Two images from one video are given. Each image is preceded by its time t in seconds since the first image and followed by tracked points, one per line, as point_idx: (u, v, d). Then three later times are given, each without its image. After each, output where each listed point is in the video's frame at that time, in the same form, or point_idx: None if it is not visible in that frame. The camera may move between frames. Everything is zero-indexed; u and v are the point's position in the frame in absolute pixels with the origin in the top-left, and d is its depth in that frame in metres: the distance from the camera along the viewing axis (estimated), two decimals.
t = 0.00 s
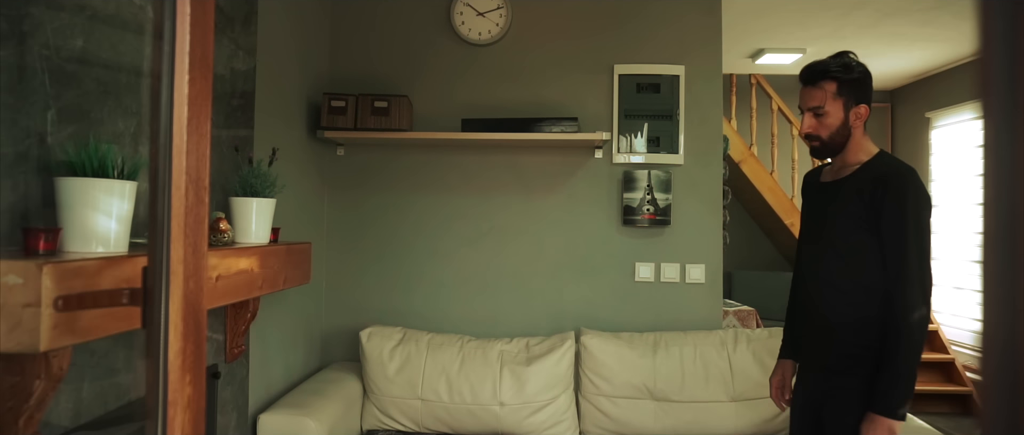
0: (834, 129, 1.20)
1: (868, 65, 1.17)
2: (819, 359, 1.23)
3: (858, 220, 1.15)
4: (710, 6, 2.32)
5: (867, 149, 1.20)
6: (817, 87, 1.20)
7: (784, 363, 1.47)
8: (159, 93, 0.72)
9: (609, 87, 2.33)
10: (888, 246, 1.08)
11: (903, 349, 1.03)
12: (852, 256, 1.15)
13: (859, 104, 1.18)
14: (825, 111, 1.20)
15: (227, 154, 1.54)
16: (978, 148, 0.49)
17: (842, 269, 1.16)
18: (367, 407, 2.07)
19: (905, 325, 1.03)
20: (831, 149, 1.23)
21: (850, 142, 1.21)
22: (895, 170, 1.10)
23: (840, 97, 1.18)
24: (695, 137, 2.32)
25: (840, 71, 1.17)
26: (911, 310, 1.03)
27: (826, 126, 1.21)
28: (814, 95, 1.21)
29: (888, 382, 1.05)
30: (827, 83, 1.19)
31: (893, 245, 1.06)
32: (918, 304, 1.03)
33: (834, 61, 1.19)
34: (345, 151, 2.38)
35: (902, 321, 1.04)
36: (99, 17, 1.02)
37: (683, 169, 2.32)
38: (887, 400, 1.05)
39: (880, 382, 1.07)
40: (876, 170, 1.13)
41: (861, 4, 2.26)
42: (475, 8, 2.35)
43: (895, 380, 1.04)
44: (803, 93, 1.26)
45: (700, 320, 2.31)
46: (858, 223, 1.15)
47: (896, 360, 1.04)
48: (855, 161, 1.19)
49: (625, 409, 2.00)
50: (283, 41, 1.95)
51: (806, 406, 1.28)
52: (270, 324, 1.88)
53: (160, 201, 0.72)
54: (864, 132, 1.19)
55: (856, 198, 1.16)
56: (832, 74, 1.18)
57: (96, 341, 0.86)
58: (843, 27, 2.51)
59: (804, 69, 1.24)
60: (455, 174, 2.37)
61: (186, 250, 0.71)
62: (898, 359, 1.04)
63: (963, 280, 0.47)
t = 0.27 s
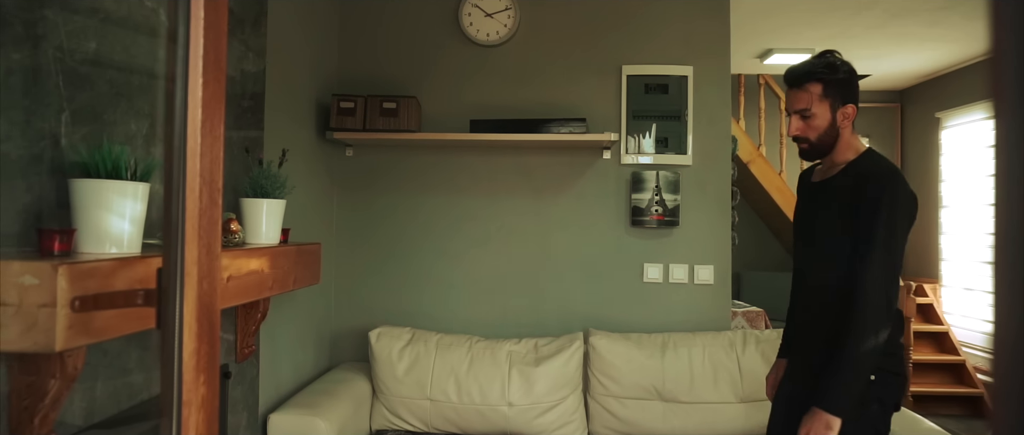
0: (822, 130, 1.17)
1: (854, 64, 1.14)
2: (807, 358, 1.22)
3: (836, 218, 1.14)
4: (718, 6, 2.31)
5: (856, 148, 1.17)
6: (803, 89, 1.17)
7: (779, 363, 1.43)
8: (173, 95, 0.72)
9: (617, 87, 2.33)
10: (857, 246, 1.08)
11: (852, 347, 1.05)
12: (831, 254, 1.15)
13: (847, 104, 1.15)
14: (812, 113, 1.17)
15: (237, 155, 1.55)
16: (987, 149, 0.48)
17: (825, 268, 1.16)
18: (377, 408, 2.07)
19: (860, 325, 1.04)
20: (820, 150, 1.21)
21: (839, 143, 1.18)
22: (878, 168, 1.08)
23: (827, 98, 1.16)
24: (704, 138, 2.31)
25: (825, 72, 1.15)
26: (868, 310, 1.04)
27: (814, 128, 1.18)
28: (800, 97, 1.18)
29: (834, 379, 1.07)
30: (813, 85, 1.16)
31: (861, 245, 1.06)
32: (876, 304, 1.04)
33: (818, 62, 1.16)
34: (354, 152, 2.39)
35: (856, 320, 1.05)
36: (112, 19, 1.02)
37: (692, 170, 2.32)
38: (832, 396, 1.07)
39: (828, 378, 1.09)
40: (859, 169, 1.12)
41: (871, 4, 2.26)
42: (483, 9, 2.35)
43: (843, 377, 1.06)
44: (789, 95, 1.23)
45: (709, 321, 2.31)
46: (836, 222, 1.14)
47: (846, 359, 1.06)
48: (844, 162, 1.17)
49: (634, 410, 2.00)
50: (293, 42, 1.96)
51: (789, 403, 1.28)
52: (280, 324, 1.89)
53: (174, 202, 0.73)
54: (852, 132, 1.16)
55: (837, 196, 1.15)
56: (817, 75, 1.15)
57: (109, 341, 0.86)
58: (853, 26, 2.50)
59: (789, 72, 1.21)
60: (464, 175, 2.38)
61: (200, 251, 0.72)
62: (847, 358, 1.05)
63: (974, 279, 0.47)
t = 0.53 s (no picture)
0: (811, 133, 1.17)
1: (840, 66, 1.14)
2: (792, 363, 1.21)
3: (818, 219, 1.15)
4: (731, 5, 2.31)
5: (845, 148, 1.16)
6: (790, 93, 1.16)
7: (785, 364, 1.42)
8: (191, 98, 0.73)
9: (630, 88, 2.33)
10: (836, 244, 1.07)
11: (818, 341, 1.02)
12: (812, 256, 1.15)
13: (835, 106, 1.15)
14: (800, 116, 1.16)
15: (253, 157, 1.57)
16: (993, 151, 0.47)
17: (808, 270, 1.16)
18: (390, 408, 2.08)
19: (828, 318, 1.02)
20: (809, 153, 1.20)
21: (826, 145, 1.18)
22: (860, 167, 1.08)
23: (814, 101, 1.14)
24: (717, 138, 2.31)
25: (812, 75, 1.14)
26: (835, 303, 1.01)
27: (802, 131, 1.17)
28: (787, 100, 1.17)
29: (793, 370, 1.03)
30: (800, 88, 1.15)
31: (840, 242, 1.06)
32: (848, 297, 1.01)
33: (804, 65, 1.15)
34: (367, 153, 2.40)
35: (824, 313, 1.02)
36: (131, 24, 1.03)
37: (705, 170, 2.31)
38: (790, 386, 1.03)
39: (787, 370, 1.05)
40: (844, 169, 1.11)
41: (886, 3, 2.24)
42: (495, 10, 2.36)
43: (804, 369, 1.02)
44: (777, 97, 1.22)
45: (722, 322, 2.30)
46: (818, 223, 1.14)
47: (810, 352, 1.02)
48: (832, 163, 1.16)
49: (646, 411, 2.00)
50: (308, 45, 1.98)
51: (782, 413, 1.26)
52: (294, 324, 1.91)
53: (192, 204, 0.73)
54: (840, 133, 1.16)
55: (819, 198, 1.15)
56: (804, 79, 1.14)
57: (127, 341, 0.88)
58: (868, 26, 2.48)
59: (775, 75, 1.19)
60: (476, 176, 2.38)
61: (217, 253, 0.73)
62: (811, 352, 1.02)
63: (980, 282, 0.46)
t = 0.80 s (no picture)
0: (794, 138, 1.17)
1: (821, 71, 1.15)
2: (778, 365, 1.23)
3: (800, 222, 1.16)
4: (743, 6, 2.30)
5: (829, 151, 1.17)
6: (773, 99, 1.17)
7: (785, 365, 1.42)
8: (206, 101, 0.74)
9: (641, 89, 2.33)
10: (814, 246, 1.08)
11: (792, 344, 1.02)
12: (794, 259, 1.16)
13: (818, 111, 1.16)
14: (784, 122, 1.17)
15: (265, 159, 1.58)
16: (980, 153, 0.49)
17: (791, 272, 1.18)
18: (401, 408, 2.09)
19: (802, 321, 1.02)
20: (794, 158, 1.21)
21: (810, 149, 1.18)
22: (837, 169, 1.09)
23: (797, 106, 1.15)
24: (728, 139, 2.30)
25: (794, 81, 1.15)
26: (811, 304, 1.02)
27: (786, 136, 1.18)
28: (771, 107, 1.18)
29: (767, 370, 1.03)
30: (783, 94, 1.16)
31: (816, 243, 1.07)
32: (823, 301, 1.02)
33: (785, 71, 1.16)
34: (379, 155, 2.42)
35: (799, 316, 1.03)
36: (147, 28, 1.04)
37: (717, 171, 2.30)
38: (762, 386, 1.01)
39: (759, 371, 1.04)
40: (825, 170, 1.12)
41: (899, 2, 2.22)
42: (506, 12, 2.36)
43: (778, 371, 1.02)
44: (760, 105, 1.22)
45: (734, 323, 2.30)
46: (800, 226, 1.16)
47: (783, 355, 1.03)
48: (817, 166, 1.16)
49: (658, 412, 2.00)
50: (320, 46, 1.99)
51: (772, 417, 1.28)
52: (307, 325, 1.92)
53: (207, 207, 0.74)
54: (824, 136, 1.17)
55: (802, 200, 1.17)
56: (786, 85, 1.15)
57: (142, 341, 0.89)
58: (881, 25, 2.46)
59: (757, 82, 1.20)
60: (487, 176, 2.39)
61: (231, 255, 0.74)
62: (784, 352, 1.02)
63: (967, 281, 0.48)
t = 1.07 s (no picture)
0: (777, 143, 1.21)
1: (802, 77, 1.19)
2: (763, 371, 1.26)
3: (781, 228, 1.20)
4: (756, 6, 2.29)
5: (811, 155, 1.21)
6: (755, 104, 1.21)
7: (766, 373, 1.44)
8: (221, 103, 0.75)
9: (653, 89, 2.32)
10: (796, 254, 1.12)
11: (781, 352, 1.08)
12: (779, 265, 1.20)
13: (799, 116, 1.19)
14: (765, 127, 1.20)
15: (279, 161, 1.59)
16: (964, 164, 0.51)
17: (775, 279, 1.21)
18: (414, 408, 2.10)
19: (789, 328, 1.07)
20: (777, 163, 1.24)
21: (791, 154, 1.22)
22: (818, 173, 1.13)
23: (779, 111, 1.19)
24: (741, 140, 2.29)
25: (776, 87, 1.18)
26: (796, 308, 1.07)
27: (769, 141, 1.22)
28: (752, 112, 1.21)
29: (761, 378, 1.09)
30: (764, 99, 1.19)
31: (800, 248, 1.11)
32: (807, 308, 1.06)
33: (768, 77, 1.19)
34: (392, 156, 2.43)
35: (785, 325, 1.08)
36: (162, 31, 1.06)
37: (730, 171, 2.29)
38: (756, 394, 1.08)
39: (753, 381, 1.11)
40: (806, 175, 1.15)
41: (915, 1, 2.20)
42: (519, 13, 2.36)
43: (771, 379, 1.08)
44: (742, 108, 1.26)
45: (746, 324, 2.28)
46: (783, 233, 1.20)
47: (773, 361, 1.08)
48: (798, 170, 1.20)
49: (670, 414, 2.00)
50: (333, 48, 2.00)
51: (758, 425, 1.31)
52: (320, 325, 1.93)
53: (221, 210, 0.75)
54: (804, 141, 1.21)
55: (783, 206, 1.21)
56: (767, 91, 1.18)
57: (158, 341, 0.90)
58: (897, 25, 2.44)
59: (739, 87, 1.23)
60: (499, 177, 2.39)
61: (245, 257, 0.74)
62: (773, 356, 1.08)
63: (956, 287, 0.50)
